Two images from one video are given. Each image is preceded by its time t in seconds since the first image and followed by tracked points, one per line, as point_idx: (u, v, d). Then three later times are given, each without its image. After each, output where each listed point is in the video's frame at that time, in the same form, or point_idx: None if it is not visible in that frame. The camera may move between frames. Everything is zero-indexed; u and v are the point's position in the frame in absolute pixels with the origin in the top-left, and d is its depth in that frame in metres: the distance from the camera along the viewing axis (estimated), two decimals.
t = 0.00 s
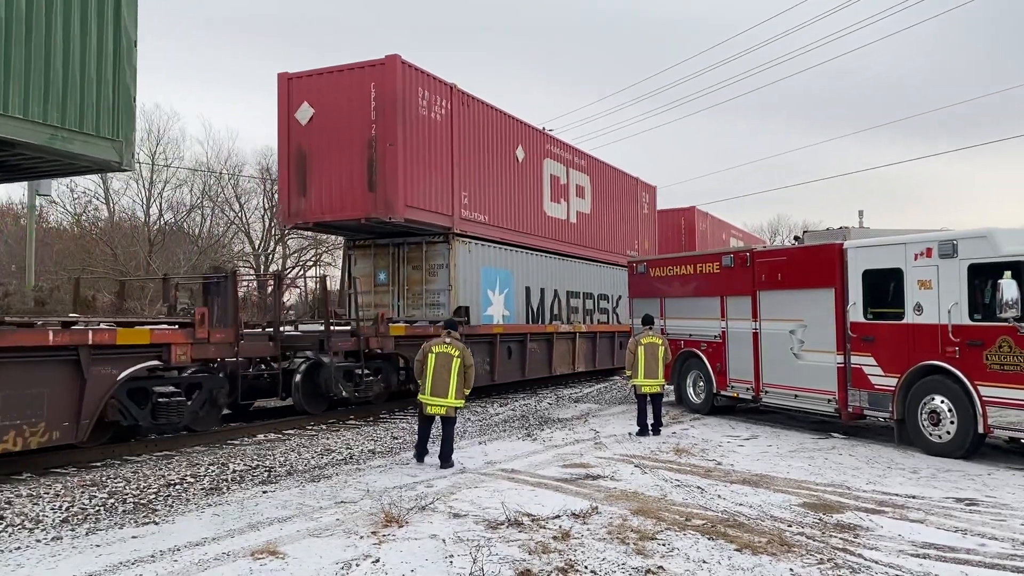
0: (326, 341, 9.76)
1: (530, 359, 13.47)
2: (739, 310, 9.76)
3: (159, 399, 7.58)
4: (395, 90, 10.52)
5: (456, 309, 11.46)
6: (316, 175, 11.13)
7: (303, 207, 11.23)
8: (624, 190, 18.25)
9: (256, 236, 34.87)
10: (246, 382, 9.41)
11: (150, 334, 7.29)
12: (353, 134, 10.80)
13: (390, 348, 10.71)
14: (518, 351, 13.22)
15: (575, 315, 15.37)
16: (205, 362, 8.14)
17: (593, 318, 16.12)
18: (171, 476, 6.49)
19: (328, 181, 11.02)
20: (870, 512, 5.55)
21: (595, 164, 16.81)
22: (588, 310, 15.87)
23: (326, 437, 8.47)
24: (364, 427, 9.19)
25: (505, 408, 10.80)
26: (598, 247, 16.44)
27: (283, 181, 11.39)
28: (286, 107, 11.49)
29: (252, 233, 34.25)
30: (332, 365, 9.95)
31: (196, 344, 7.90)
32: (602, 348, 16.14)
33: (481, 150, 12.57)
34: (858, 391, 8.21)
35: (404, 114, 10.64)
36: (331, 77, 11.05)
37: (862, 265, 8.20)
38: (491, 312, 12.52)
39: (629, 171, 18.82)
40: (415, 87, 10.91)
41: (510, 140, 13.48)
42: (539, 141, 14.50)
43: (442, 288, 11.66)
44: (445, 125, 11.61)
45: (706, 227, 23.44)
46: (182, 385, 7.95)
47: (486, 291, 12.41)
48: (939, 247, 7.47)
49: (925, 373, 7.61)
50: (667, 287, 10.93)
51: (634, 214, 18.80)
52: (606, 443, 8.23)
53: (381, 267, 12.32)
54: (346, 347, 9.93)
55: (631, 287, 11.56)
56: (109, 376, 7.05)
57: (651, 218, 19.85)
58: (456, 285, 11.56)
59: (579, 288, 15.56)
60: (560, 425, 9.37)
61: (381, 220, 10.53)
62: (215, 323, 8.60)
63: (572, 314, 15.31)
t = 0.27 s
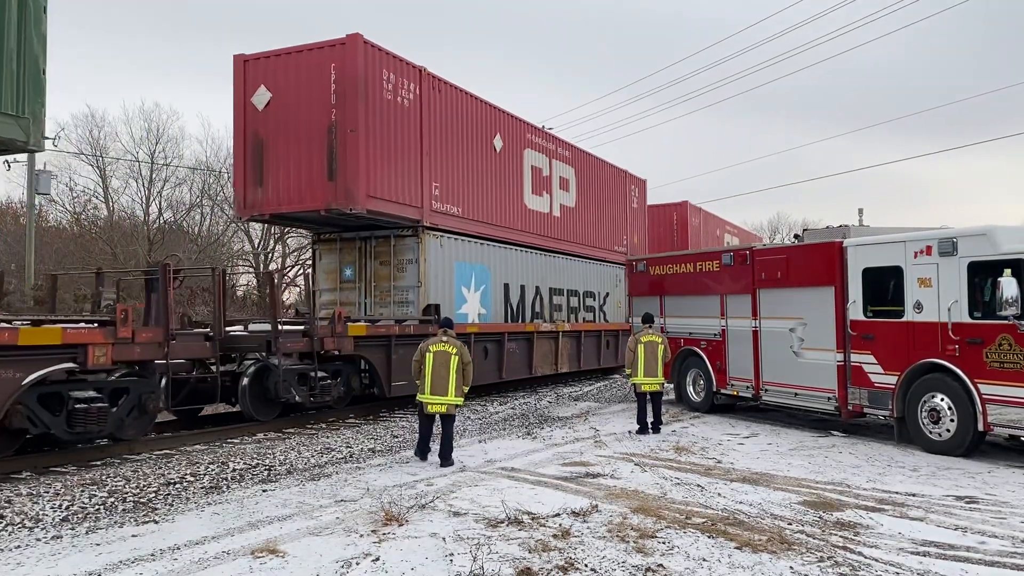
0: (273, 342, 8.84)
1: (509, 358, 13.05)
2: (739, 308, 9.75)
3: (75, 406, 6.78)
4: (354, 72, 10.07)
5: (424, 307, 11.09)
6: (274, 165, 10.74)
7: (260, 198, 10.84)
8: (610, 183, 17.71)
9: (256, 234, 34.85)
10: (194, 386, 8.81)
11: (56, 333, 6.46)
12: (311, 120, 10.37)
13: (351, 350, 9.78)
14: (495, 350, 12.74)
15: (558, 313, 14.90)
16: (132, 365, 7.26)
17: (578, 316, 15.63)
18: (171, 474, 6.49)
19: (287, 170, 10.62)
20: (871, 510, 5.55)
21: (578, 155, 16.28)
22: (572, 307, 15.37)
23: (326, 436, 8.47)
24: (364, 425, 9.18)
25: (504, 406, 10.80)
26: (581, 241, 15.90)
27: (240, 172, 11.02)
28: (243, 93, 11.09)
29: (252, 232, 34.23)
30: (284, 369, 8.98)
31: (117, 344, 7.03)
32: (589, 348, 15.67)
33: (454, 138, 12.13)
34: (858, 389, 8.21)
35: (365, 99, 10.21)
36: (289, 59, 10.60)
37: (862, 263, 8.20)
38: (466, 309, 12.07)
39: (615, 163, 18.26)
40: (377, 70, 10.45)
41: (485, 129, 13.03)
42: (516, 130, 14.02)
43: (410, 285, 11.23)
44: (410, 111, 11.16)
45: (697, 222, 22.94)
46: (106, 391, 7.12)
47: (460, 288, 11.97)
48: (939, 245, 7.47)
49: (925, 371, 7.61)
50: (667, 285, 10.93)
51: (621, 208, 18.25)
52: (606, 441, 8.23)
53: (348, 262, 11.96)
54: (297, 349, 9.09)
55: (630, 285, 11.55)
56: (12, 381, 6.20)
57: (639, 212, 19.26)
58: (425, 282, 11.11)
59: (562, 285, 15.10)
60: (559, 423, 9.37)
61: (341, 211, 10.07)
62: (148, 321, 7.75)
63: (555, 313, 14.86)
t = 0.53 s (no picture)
0: (206, 344, 8.00)
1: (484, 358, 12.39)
2: (739, 307, 9.75)
3: None
4: (308, 49, 9.22)
5: (387, 305, 10.37)
6: (221, 151, 9.80)
7: (206, 187, 9.90)
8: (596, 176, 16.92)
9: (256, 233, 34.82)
10: (123, 390, 8.27)
11: None
12: (261, 102, 9.48)
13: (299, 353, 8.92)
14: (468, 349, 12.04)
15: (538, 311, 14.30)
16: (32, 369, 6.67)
17: (559, 314, 15.02)
18: (171, 473, 6.49)
19: (235, 157, 9.69)
20: (870, 508, 5.56)
21: (560, 145, 15.47)
22: (552, 304, 14.76)
23: (326, 435, 8.47)
24: (364, 424, 9.19)
25: (504, 404, 10.82)
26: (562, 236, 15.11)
27: (185, 158, 10.03)
28: (190, 72, 10.10)
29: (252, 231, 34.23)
30: (221, 374, 8.18)
31: (14, 345, 6.42)
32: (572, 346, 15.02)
33: (421, 124, 11.30)
34: (858, 387, 8.21)
35: (319, 77, 9.35)
36: (237, 36, 9.71)
37: (861, 262, 8.20)
38: (436, 307, 11.44)
39: (602, 155, 17.49)
40: (333, 48, 9.61)
41: (457, 115, 12.22)
42: (492, 118, 13.22)
43: (371, 282, 10.49)
44: (372, 93, 10.33)
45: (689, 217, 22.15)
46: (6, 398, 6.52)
47: (429, 285, 11.31)
48: (939, 243, 7.46)
49: (925, 369, 7.60)
50: (666, 284, 10.93)
51: (608, 202, 17.46)
52: (605, 439, 8.23)
53: (306, 257, 11.17)
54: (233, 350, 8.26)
55: (630, 284, 11.54)
56: None
57: (627, 207, 18.47)
58: (389, 279, 10.41)
59: (543, 281, 14.46)
60: (559, 422, 9.37)
61: (292, 200, 9.22)
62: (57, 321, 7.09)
63: (537, 310, 14.25)
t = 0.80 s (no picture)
0: (130, 347, 7.14)
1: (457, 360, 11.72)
2: (739, 306, 9.75)
3: None
4: (255, 26, 8.54)
5: (346, 303, 9.73)
6: (162, 137, 9.02)
7: (146, 176, 9.08)
8: (580, 169, 16.21)
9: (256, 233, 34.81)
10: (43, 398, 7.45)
11: None
12: (204, 83, 8.73)
13: (242, 356, 8.11)
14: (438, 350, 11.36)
15: (517, 310, 13.70)
16: None
17: (538, 313, 14.43)
18: (171, 473, 6.49)
19: (176, 144, 8.91)
20: (870, 507, 5.56)
21: (541, 136, 14.78)
22: (532, 303, 14.16)
23: (326, 434, 8.47)
24: (363, 423, 9.19)
25: (504, 404, 10.81)
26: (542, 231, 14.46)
27: (126, 145, 9.20)
28: (130, 52, 9.26)
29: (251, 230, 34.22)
30: (151, 379, 7.36)
31: None
32: (554, 347, 14.39)
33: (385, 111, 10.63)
34: (857, 386, 8.22)
35: (267, 55, 8.67)
36: (178, 11, 8.93)
37: (861, 261, 8.20)
38: (401, 305, 10.85)
39: (588, 148, 16.80)
40: (283, 26, 8.90)
41: (425, 102, 11.52)
42: (466, 106, 12.53)
43: (331, 279, 9.87)
44: (328, 76, 9.63)
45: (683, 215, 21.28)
46: None
47: (394, 281, 10.69)
48: (938, 242, 7.47)
49: (925, 368, 7.60)
50: (666, 283, 10.93)
51: (594, 196, 16.77)
52: (605, 438, 8.24)
53: (262, 253, 10.53)
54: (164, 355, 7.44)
55: (630, 283, 11.54)
56: None
57: (616, 201, 17.78)
58: (348, 275, 9.78)
59: (521, 279, 13.85)
60: (559, 421, 9.38)
61: (237, 190, 8.51)
62: None
63: (516, 309, 13.67)
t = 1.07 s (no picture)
0: (44, 351, 6.44)
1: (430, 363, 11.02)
2: (739, 306, 9.75)
3: None
4: None
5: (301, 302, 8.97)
6: (101, 121, 8.29)
7: (84, 163, 8.38)
8: (565, 163, 15.53)
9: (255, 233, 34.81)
10: None
11: None
12: (142, 60, 7.99)
13: (179, 360, 7.38)
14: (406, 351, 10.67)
15: (496, 310, 13.04)
16: None
17: (518, 313, 13.77)
18: (171, 473, 6.49)
19: (115, 128, 8.17)
20: (870, 507, 5.57)
21: (523, 127, 14.07)
22: (511, 302, 13.47)
23: (326, 434, 8.47)
24: (363, 424, 9.19)
25: (504, 404, 10.81)
26: (524, 226, 13.76)
27: (62, 130, 8.49)
28: (67, 29, 8.49)
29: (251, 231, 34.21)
30: (72, 385, 6.67)
31: None
32: (535, 349, 13.68)
33: (349, 97, 9.96)
34: (858, 386, 8.21)
35: (210, 33, 7.98)
36: None
37: (861, 261, 8.20)
38: (367, 305, 10.13)
39: (575, 141, 16.10)
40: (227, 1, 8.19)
41: (393, 88, 10.81)
42: (439, 93, 11.80)
43: (285, 276, 9.19)
44: (280, 56, 8.92)
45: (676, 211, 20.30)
46: None
47: (358, 279, 9.99)
48: (938, 242, 7.47)
49: (925, 368, 7.60)
50: (666, 283, 10.93)
51: (580, 191, 16.10)
52: (605, 438, 8.24)
53: (215, 247, 9.87)
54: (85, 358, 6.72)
55: (629, 283, 11.54)
56: None
57: (604, 197, 17.11)
58: (305, 271, 9.08)
59: (500, 277, 13.17)
60: (558, 421, 9.38)
61: (176, 178, 7.80)
62: None
63: (494, 310, 13.01)
